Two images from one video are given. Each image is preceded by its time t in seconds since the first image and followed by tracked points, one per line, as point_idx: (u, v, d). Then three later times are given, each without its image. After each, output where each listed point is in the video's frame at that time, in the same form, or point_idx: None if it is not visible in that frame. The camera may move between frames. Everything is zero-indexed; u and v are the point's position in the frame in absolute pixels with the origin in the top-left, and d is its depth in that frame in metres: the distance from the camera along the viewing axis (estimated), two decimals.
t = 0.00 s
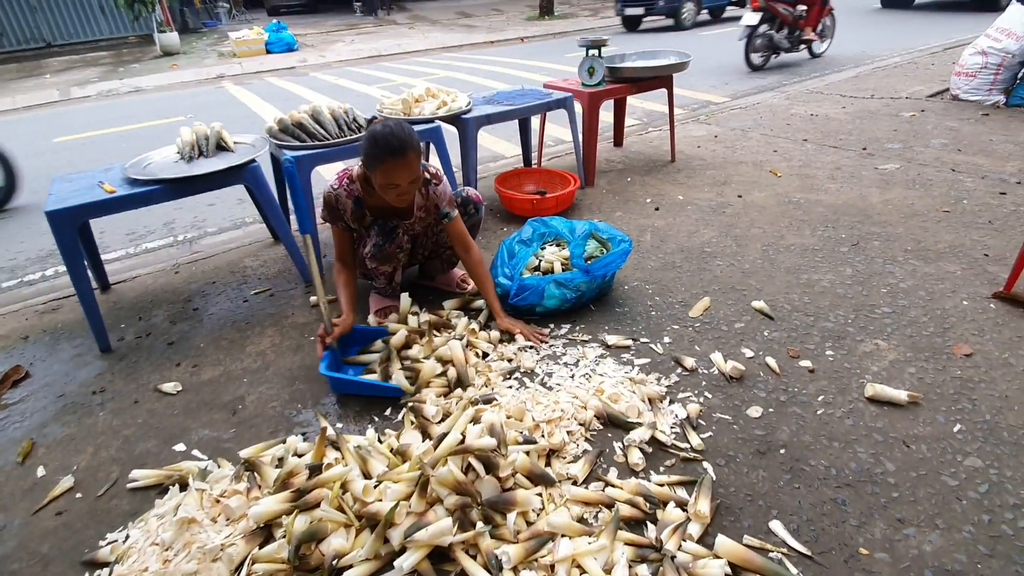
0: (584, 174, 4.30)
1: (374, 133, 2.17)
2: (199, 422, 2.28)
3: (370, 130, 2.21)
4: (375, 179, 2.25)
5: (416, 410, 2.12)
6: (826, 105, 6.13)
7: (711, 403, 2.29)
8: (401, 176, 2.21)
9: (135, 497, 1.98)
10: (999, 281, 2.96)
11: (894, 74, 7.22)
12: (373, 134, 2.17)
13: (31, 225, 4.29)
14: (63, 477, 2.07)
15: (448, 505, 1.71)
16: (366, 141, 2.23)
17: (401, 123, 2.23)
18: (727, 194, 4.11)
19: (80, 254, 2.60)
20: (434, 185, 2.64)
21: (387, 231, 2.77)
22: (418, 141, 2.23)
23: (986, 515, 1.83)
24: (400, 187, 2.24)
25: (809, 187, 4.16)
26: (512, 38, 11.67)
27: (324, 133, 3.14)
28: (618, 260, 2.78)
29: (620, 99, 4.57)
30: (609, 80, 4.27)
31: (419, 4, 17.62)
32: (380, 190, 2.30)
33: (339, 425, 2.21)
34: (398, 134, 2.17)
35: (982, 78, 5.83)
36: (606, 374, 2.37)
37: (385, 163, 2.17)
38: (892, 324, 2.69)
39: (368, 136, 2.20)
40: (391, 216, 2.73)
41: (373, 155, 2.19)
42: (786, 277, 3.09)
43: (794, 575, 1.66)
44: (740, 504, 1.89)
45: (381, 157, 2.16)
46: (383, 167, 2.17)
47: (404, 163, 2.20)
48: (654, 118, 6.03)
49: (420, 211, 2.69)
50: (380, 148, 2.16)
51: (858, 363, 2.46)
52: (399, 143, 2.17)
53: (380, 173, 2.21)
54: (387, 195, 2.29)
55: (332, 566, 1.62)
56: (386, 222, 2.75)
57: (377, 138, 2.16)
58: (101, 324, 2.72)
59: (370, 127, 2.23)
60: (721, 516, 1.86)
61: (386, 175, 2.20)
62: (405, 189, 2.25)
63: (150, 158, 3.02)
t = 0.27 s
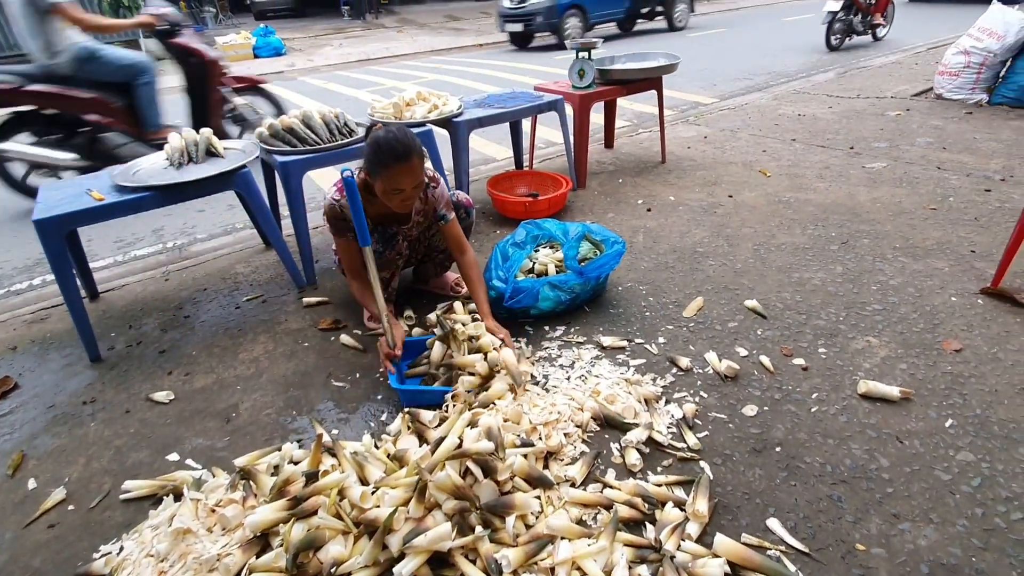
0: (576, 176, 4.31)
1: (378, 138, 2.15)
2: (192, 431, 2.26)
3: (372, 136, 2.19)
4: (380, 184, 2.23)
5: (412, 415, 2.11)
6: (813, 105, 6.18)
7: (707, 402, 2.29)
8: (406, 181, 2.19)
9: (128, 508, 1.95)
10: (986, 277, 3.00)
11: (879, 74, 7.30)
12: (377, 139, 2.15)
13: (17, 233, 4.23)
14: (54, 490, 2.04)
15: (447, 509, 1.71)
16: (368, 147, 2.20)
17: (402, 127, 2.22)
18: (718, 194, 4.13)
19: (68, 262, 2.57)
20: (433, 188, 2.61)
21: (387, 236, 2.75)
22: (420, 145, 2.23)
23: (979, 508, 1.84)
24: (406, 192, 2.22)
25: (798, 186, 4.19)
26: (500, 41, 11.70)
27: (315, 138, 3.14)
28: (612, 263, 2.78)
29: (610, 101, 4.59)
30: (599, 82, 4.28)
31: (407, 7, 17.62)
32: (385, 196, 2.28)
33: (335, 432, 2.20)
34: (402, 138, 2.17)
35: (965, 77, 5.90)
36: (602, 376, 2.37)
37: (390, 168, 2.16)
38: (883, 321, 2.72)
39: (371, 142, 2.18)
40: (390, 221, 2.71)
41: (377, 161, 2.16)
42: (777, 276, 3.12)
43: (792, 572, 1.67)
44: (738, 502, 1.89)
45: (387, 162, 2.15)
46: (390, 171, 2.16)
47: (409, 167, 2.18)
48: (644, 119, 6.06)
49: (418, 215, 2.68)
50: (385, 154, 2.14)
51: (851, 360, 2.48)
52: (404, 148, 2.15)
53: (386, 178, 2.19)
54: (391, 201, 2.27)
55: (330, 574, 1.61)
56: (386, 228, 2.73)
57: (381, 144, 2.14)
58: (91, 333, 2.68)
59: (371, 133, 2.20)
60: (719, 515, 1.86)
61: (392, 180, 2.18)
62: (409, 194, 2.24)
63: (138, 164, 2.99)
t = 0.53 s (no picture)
0: (567, 178, 4.32)
1: (362, 132, 2.17)
2: (183, 438, 2.23)
3: (355, 130, 2.21)
4: (367, 179, 2.24)
5: (406, 419, 2.12)
6: (799, 106, 6.25)
7: (699, 402, 2.30)
8: (394, 171, 2.21)
9: (118, 517, 1.93)
10: (971, 275, 3.04)
11: (864, 76, 7.39)
12: (362, 133, 2.17)
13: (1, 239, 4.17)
14: (41, 499, 2.01)
15: (442, 513, 1.70)
16: (352, 142, 2.22)
17: (384, 120, 2.24)
18: (707, 195, 4.16)
19: (54, 269, 2.54)
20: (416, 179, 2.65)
21: (375, 233, 2.72)
22: (405, 135, 2.26)
23: (968, 503, 1.87)
24: (394, 182, 2.24)
25: (786, 187, 4.23)
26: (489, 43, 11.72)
27: (305, 141, 3.12)
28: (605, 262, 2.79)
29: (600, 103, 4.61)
30: (589, 84, 4.30)
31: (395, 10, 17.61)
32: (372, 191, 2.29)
33: (327, 437, 2.19)
34: (386, 130, 2.19)
35: (948, 79, 5.98)
36: (596, 377, 2.38)
37: (377, 161, 2.18)
38: (871, 319, 2.75)
39: (355, 136, 2.20)
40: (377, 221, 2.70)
41: (364, 155, 2.18)
42: (767, 276, 3.14)
43: (787, 570, 1.68)
44: (731, 501, 1.90)
45: (374, 154, 2.17)
46: (377, 164, 2.18)
47: (395, 158, 2.21)
48: (633, 121, 6.09)
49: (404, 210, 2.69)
50: (370, 148, 2.17)
51: (841, 359, 2.51)
52: (389, 139, 2.18)
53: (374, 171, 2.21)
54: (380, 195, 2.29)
55: None
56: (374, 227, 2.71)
57: (367, 137, 2.17)
58: (78, 340, 2.65)
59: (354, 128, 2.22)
60: (713, 514, 1.87)
61: (380, 172, 2.20)
62: (398, 184, 2.26)
63: (125, 168, 2.96)
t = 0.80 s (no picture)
0: (565, 179, 4.33)
1: (352, 116, 2.18)
2: (180, 440, 2.23)
3: (344, 115, 2.21)
4: (361, 163, 2.25)
5: (406, 421, 2.12)
6: (796, 108, 6.27)
7: (697, 403, 2.31)
8: (386, 150, 2.22)
9: (115, 520, 1.92)
10: (966, 276, 3.06)
11: (859, 78, 7.42)
12: (352, 117, 2.17)
13: None
14: (37, 503, 2.01)
15: (442, 515, 1.71)
16: (342, 127, 2.22)
17: (371, 103, 2.25)
18: (705, 196, 4.17)
19: (50, 270, 2.53)
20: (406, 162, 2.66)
21: (371, 231, 2.71)
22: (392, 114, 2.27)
23: (963, 503, 1.88)
24: (388, 163, 2.25)
25: (783, 189, 4.24)
26: (486, 44, 11.73)
27: (303, 142, 3.12)
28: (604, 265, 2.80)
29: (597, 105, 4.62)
30: (587, 85, 4.30)
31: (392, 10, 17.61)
32: (366, 175, 2.30)
33: (326, 438, 2.19)
34: (375, 111, 2.20)
35: (942, 81, 6.02)
36: (594, 378, 2.38)
37: (370, 143, 2.19)
38: (867, 320, 2.76)
39: (344, 121, 2.20)
40: (369, 212, 2.71)
41: (356, 139, 2.19)
42: (764, 277, 3.15)
43: (784, 571, 1.69)
44: (729, 502, 1.91)
45: (367, 135, 2.18)
46: (371, 146, 2.18)
47: (386, 138, 2.21)
48: (631, 122, 6.11)
49: (396, 198, 2.70)
50: (362, 131, 2.17)
51: (837, 360, 2.52)
52: (380, 120, 2.19)
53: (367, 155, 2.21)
54: (374, 179, 2.30)
55: None
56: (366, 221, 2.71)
57: (358, 121, 2.17)
58: (74, 341, 2.64)
59: (343, 113, 2.23)
60: (711, 515, 1.87)
61: (374, 155, 2.21)
62: (391, 164, 2.26)
63: (122, 169, 2.95)
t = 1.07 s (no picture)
0: (567, 181, 4.32)
1: (364, 94, 2.18)
2: (179, 438, 2.22)
3: (356, 94, 2.22)
4: (376, 141, 2.26)
5: (406, 422, 2.12)
6: (799, 113, 6.27)
7: (698, 408, 2.31)
8: (400, 125, 2.24)
9: (112, 518, 1.92)
10: (968, 284, 3.05)
11: (862, 83, 7.42)
12: (365, 94, 2.18)
13: None
14: (33, 500, 2.00)
15: (440, 517, 1.70)
16: (354, 106, 2.23)
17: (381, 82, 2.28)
18: (707, 200, 4.16)
19: (49, 266, 2.52)
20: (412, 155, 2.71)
21: (384, 240, 2.76)
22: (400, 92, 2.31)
23: (962, 511, 1.87)
24: (403, 140, 2.28)
25: (785, 193, 4.24)
26: (490, 44, 11.72)
27: (306, 141, 3.11)
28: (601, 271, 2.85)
29: (601, 106, 4.61)
30: (590, 88, 4.30)
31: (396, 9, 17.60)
32: (380, 153, 2.31)
33: (325, 438, 2.18)
34: (387, 88, 2.23)
35: (944, 88, 6.01)
36: (595, 382, 2.38)
37: (385, 120, 2.20)
38: (869, 327, 2.76)
39: (357, 100, 2.20)
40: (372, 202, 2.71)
41: (370, 117, 2.20)
42: (766, 282, 3.15)
43: None
44: (729, 507, 1.91)
45: (382, 111, 2.19)
46: (386, 122, 2.20)
47: (399, 114, 2.24)
48: (634, 125, 6.11)
49: (399, 189, 2.73)
50: (377, 107, 2.18)
51: (838, 365, 2.51)
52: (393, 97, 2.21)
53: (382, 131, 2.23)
54: (388, 156, 2.32)
55: None
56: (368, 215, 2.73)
57: (372, 98, 2.18)
58: (73, 338, 2.64)
59: (353, 93, 2.24)
60: (711, 520, 1.87)
61: (389, 131, 2.23)
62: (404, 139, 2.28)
63: (124, 165, 2.95)
